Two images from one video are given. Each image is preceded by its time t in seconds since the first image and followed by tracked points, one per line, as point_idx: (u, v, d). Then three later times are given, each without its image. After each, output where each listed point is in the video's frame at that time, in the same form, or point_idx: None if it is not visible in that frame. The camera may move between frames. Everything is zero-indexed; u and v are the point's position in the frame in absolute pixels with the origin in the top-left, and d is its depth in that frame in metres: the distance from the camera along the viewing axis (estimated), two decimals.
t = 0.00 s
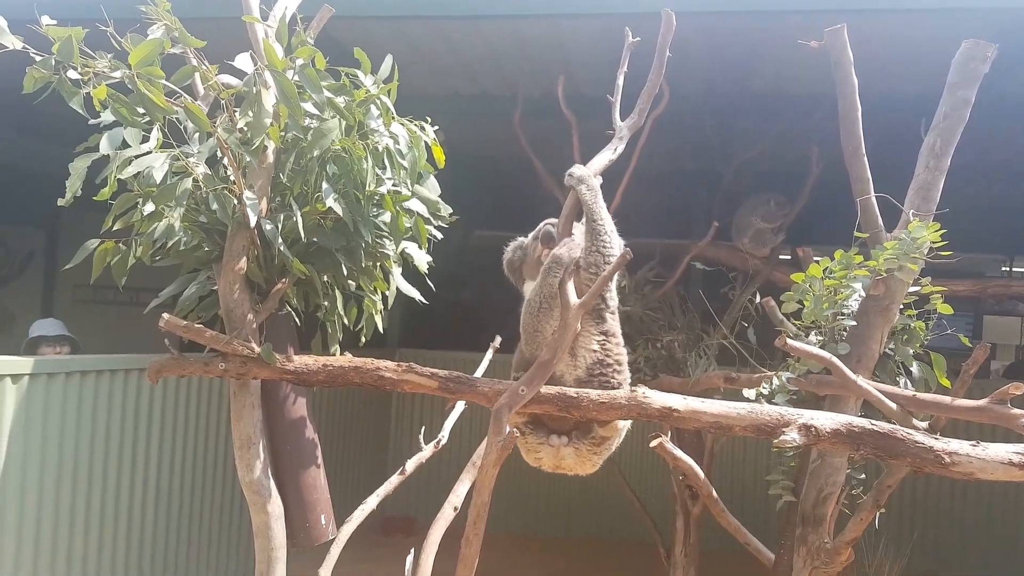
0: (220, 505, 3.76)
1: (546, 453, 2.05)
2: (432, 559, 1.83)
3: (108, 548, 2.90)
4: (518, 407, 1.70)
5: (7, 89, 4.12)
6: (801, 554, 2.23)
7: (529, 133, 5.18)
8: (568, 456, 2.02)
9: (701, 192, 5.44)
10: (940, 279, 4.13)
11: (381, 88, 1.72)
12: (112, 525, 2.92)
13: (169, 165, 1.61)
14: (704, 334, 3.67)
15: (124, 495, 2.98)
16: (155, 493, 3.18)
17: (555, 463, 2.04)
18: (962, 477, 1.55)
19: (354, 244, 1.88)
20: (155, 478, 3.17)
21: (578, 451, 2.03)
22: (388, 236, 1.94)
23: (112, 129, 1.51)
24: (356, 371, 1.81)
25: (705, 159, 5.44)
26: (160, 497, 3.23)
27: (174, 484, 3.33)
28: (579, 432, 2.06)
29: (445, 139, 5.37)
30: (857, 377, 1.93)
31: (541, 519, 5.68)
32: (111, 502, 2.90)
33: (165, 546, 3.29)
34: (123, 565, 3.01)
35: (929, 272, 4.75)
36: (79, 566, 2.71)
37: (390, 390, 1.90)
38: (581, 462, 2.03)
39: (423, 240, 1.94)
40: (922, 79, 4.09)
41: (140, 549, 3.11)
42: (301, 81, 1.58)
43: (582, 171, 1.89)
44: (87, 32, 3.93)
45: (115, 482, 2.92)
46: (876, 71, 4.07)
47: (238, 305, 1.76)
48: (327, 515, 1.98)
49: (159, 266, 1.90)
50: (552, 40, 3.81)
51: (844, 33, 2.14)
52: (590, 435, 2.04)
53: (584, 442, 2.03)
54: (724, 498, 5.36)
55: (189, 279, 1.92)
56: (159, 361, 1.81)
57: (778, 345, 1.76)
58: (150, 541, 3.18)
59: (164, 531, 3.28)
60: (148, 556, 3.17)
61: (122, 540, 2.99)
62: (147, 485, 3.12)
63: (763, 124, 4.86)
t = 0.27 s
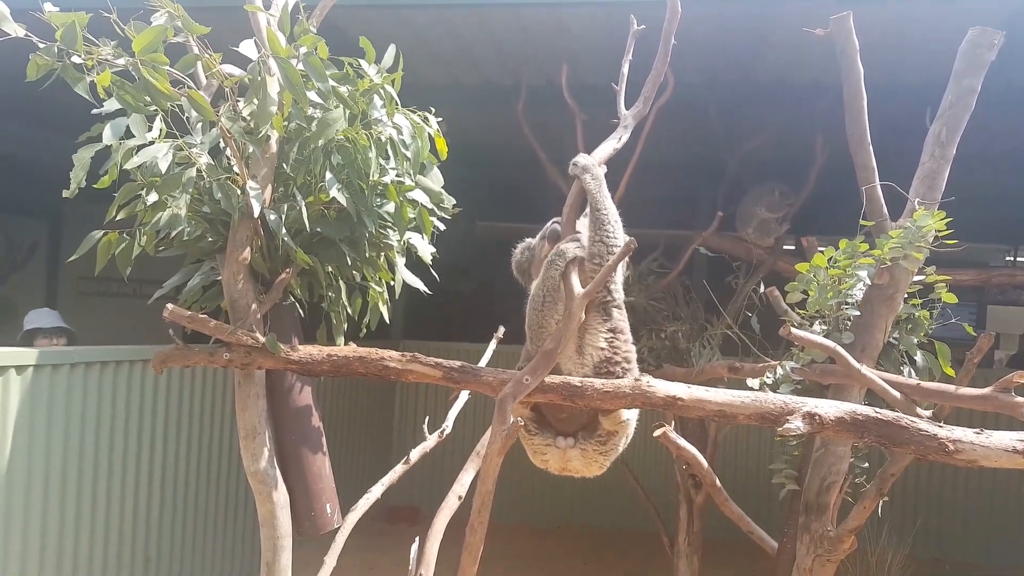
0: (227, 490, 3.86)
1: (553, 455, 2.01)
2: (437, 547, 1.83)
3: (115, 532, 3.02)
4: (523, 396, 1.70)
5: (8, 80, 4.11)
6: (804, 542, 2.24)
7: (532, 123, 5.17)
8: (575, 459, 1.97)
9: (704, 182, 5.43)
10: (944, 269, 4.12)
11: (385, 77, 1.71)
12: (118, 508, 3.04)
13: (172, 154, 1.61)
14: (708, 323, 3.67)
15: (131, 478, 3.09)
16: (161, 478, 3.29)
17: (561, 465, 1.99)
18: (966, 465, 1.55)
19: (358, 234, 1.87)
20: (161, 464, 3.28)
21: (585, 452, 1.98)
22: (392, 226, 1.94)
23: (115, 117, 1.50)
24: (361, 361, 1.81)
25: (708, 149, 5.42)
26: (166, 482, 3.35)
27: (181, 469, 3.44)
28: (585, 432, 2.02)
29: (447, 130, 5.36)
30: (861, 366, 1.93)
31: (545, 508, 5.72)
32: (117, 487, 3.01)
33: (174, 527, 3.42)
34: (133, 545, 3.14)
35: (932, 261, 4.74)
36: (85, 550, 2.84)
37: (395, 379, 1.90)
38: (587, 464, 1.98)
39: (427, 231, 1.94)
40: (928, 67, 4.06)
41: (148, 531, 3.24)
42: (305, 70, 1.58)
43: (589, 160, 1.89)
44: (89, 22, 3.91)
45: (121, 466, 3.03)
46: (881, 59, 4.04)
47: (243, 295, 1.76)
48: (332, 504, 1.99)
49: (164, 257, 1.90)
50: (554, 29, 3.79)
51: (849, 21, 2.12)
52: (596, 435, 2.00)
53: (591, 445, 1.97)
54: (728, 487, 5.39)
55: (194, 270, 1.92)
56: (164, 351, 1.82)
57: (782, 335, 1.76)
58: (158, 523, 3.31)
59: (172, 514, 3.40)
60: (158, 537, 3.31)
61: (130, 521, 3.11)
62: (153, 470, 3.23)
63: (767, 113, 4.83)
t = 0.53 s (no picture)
0: (229, 477, 3.92)
1: (559, 456, 1.98)
2: (440, 536, 1.83)
3: (117, 516, 3.09)
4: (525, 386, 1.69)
5: (7, 67, 4.09)
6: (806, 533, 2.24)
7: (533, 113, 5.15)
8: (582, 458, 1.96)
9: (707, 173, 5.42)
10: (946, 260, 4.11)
11: (386, 66, 1.70)
12: (120, 493, 3.11)
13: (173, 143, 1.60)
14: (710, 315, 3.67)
15: (133, 464, 3.16)
16: (162, 464, 3.37)
17: (568, 466, 1.97)
18: (969, 455, 1.55)
19: (360, 224, 1.87)
20: (162, 450, 3.35)
21: (592, 452, 1.97)
22: (394, 216, 1.94)
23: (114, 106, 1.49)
24: (363, 351, 1.81)
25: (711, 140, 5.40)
26: (168, 468, 3.42)
27: (183, 456, 3.51)
28: (591, 431, 2.01)
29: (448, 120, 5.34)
30: (864, 357, 1.93)
31: (546, 499, 5.75)
32: (119, 472, 3.09)
33: (175, 511, 3.49)
34: (134, 529, 3.21)
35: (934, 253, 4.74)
36: (87, 534, 2.92)
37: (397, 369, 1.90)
38: (595, 464, 1.97)
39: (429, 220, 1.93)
40: (931, 57, 4.03)
41: (150, 516, 3.31)
42: (306, 58, 1.56)
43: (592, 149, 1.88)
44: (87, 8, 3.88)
45: (123, 452, 3.10)
46: (885, 49, 4.01)
47: (245, 285, 1.76)
48: (335, 494, 1.99)
49: (165, 247, 1.89)
50: (556, 18, 3.76)
51: (853, 11, 2.11)
52: (602, 432, 1.98)
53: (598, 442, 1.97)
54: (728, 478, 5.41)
55: (195, 259, 1.92)
56: (166, 341, 1.81)
57: (785, 326, 1.76)
58: (160, 507, 3.38)
59: (173, 499, 3.47)
60: (158, 521, 3.38)
61: (132, 505, 3.19)
62: (154, 457, 3.30)
63: (770, 104, 4.81)
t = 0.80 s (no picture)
0: (229, 467, 3.94)
1: (558, 451, 1.98)
2: (441, 525, 1.83)
3: (119, 504, 3.11)
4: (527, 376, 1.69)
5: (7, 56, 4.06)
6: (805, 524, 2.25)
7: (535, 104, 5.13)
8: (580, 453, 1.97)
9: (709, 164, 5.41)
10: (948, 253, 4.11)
11: (389, 54, 1.69)
12: (122, 481, 3.13)
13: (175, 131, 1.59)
14: (711, 306, 3.67)
15: (134, 453, 3.18)
16: (164, 453, 3.39)
17: (568, 461, 1.97)
18: (970, 446, 1.55)
19: (362, 213, 1.86)
20: (164, 439, 3.37)
21: (590, 447, 1.96)
22: (395, 205, 1.93)
23: (117, 94, 1.48)
24: (365, 341, 1.81)
25: (713, 131, 5.38)
26: (169, 458, 3.43)
27: (183, 446, 3.52)
28: (590, 426, 2.01)
29: (450, 111, 5.32)
30: (865, 348, 1.92)
31: (546, 491, 5.77)
32: (121, 461, 3.10)
33: (177, 500, 3.51)
34: (136, 518, 3.23)
35: (936, 245, 4.73)
36: (89, 523, 2.93)
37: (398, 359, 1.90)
38: (594, 459, 1.97)
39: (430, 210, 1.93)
40: (936, 48, 4.01)
41: (151, 504, 3.33)
42: (308, 46, 1.55)
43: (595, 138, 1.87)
44: None
45: (124, 442, 3.11)
46: (890, 40, 3.99)
47: (246, 274, 1.76)
48: (336, 483, 2.00)
49: (167, 235, 1.89)
50: (559, 7, 3.73)
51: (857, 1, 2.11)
52: (601, 427, 1.98)
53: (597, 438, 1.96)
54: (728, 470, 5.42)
55: (197, 248, 1.92)
56: (168, 329, 1.81)
57: (787, 317, 1.75)
58: (161, 496, 3.40)
59: (175, 488, 3.49)
60: (161, 510, 3.39)
61: (134, 493, 3.20)
62: (156, 445, 3.33)
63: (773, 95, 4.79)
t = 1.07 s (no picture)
0: (231, 457, 3.96)
1: (548, 444, 1.98)
2: (441, 516, 1.84)
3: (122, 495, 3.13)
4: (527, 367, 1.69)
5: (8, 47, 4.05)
6: (806, 516, 2.25)
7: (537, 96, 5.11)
8: (570, 449, 1.95)
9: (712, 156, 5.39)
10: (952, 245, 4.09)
11: (390, 45, 1.67)
12: (126, 472, 3.15)
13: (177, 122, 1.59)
14: (713, 298, 3.67)
15: (137, 444, 3.20)
16: (167, 445, 3.40)
17: (555, 455, 1.97)
18: (971, 438, 1.55)
19: (362, 205, 1.86)
20: (166, 431, 3.39)
21: (580, 445, 1.95)
22: (396, 197, 1.93)
23: (118, 85, 1.48)
24: (366, 332, 1.81)
25: (716, 124, 5.36)
26: (172, 449, 3.44)
27: (186, 437, 3.54)
28: (584, 424, 1.99)
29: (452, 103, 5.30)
30: (867, 340, 1.92)
31: (548, 483, 5.79)
32: (124, 452, 3.12)
33: (180, 491, 3.53)
34: (140, 508, 3.25)
35: (939, 239, 4.72)
36: (92, 514, 2.95)
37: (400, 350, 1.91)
38: (582, 457, 1.95)
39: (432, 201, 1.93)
40: (941, 40, 3.98)
41: (154, 495, 3.34)
42: (309, 37, 1.54)
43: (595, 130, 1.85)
44: None
45: (127, 433, 3.13)
46: (895, 31, 3.96)
47: (247, 265, 1.76)
48: (337, 474, 2.01)
49: (169, 226, 1.89)
50: None
51: None
52: (593, 427, 1.96)
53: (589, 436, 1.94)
54: (730, 463, 5.44)
55: (199, 239, 1.92)
56: (170, 320, 1.82)
57: (788, 309, 1.74)
58: (164, 488, 3.41)
59: (178, 479, 3.51)
60: (163, 501, 3.41)
61: (138, 485, 3.22)
62: (159, 437, 3.35)
63: (776, 87, 4.76)
